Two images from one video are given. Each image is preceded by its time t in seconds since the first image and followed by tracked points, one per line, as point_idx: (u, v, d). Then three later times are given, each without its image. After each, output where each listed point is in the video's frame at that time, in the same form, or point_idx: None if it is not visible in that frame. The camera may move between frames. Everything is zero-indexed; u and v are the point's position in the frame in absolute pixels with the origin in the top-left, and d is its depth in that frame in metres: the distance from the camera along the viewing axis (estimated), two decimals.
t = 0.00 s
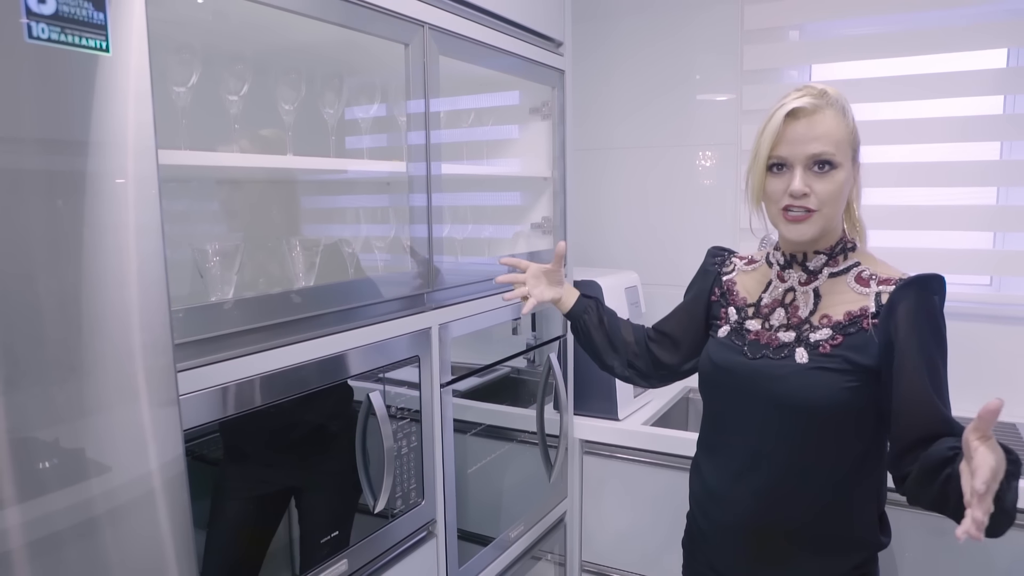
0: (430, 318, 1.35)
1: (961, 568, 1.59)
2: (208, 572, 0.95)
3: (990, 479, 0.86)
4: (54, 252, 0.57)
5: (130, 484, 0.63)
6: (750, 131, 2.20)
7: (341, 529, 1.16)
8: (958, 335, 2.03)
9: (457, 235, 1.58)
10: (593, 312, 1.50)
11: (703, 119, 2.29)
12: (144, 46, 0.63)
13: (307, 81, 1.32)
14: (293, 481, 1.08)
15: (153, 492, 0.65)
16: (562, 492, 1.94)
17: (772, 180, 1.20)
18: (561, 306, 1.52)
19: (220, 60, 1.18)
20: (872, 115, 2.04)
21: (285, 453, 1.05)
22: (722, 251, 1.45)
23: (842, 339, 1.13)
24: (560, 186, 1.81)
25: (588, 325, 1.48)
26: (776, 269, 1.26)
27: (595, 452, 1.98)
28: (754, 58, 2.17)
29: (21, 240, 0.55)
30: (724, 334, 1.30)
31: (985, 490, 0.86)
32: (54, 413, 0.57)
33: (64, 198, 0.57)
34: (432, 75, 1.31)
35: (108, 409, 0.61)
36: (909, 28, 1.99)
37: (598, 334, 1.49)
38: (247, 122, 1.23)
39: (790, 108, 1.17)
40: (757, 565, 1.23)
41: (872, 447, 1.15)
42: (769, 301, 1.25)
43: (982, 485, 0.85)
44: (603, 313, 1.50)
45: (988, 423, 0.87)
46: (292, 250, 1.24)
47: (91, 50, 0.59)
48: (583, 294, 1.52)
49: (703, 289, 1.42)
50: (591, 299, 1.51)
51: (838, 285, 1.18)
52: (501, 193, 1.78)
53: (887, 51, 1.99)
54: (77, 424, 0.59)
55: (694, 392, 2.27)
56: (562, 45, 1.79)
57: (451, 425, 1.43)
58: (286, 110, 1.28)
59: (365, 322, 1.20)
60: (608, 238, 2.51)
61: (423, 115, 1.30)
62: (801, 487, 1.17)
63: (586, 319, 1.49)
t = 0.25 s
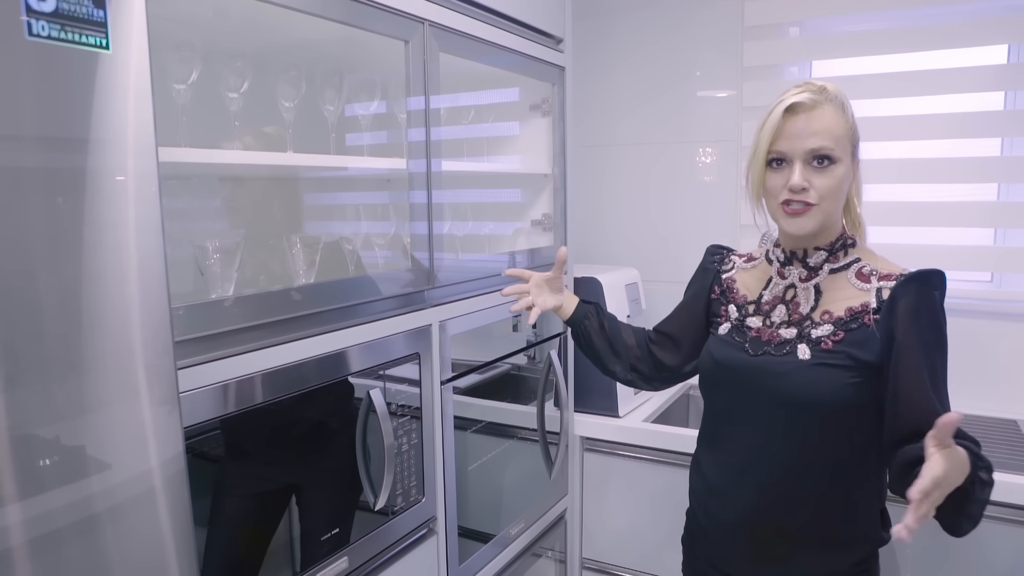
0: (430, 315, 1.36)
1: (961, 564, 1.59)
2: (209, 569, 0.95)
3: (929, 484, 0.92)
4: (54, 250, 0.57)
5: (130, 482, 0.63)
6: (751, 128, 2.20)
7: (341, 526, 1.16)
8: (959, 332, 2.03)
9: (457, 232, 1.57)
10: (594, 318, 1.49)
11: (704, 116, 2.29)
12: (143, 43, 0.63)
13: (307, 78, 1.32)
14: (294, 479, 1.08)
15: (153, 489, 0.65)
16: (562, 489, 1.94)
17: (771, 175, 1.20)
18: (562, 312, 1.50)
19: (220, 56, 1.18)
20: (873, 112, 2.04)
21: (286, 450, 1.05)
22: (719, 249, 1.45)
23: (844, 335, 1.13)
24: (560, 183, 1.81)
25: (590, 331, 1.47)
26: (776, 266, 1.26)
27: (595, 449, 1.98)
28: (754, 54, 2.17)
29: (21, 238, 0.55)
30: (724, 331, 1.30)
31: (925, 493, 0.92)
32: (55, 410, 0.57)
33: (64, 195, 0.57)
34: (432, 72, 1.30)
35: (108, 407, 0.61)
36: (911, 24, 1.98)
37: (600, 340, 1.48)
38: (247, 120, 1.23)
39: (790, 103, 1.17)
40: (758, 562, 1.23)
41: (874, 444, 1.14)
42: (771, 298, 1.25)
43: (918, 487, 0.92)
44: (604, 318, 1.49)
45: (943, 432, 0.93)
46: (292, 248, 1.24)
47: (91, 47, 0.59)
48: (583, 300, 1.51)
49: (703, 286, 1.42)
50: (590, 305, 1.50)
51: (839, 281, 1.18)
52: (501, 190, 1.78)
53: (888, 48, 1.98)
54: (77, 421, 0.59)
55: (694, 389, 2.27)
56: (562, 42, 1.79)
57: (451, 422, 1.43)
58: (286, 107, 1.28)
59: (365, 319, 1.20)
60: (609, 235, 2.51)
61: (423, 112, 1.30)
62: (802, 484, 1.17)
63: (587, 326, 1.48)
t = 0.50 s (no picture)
0: (431, 313, 1.36)
1: (962, 562, 1.59)
2: (210, 568, 0.95)
3: (928, 473, 0.92)
4: (54, 250, 0.57)
5: (130, 481, 0.63)
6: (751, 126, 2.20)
7: (342, 525, 1.16)
8: (960, 329, 2.03)
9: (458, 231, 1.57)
10: (601, 319, 1.49)
11: (704, 114, 2.28)
12: (142, 42, 0.63)
13: (307, 77, 1.32)
14: (295, 478, 1.08)
15: (152, 489, 0.65)
16: (563, 487, 1.94)
17: (768, 172, 1.20)
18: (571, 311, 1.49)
19: (220, 55, 1.18)
20: (873, 109, 2.04)
21: (286, 450, 1.05)
22: (719, 247, 1.45)
23: (840, 334, 1.13)
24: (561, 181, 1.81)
25: (595, 332, 1.48)
26: (774, 264, 1.26)
27: (596, 447, 1.98)
28: (755, 52, 2.16)
29: (21, 237, 0.55)
30: (723, 329, 1.29)
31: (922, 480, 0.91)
32: (54, 409, 0.57)
33: (63, 194, 0.57)
34: (432, 71, 1.30)
35: (107, 406, 0.61)
36: (911, 22, 1.98)
37: (605, 340, 1.48)
38: (247, 119, 1.23)
39: (788, 100, 1.17)
40: (758, 561, 1.23)
41: (873, 441, 1.15)
42: (769, 295, 1.25)
43: (915, 475, 0.91)
44: (610, 319, 1.49)
45: (943, 425, 0.93)
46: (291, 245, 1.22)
47: (89, 46, 0.59)
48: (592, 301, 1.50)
49: (702, 285, 1.41)
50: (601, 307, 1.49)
51: (836, 279, 1.18)
52: (502, 188, 1.78)
53: (888, 45, 1.98)
54: (77, 420, 0.59)
55: (695, 387, 2.27)
56: (562, 40, 1.79)
57: (452, 421, 1.43)
58: (286, 106, 1.28)
59: (365, 317, 1.20)
60: (609, 233, 2.51)
61: (423, 111, 1.30)
62: (801, 483, 1.17)
63: (592, 327, 1.48)
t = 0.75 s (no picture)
0: (431, 314, 1.36)
1: (961, 562, 1.59)
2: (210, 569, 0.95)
3: (949, 462, 0.92)
4: (53, 251, 0.57)
5: (129, 482, 0.63)
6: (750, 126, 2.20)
7: (341, 526, 1.16)
8: (959, 329, 2.03)
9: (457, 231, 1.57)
10: (613, 315, 1.52)
11: (704, 115, 2.29)
12: (140, 42, 0.63)
13: (305, 78, 1.32)
14: (294, 479, 1.08)
15: (152, 489, 0.65)
16: (563, 487, 1.94)
17: (765, 172, 1.20)
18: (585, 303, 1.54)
19: (219, 55, 1.17)
20: (872, 109, 2.04)
21: (285, 451, 1.05)
22: (721, 247, 1.46)
23: (835, 335, 1.13)
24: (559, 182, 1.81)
25: (606, 328, 1.51)
26: (773, 264, 1.27)
27: (595, 447, 1.98)
28: (754, 53, 2.17)
29: (20, 238, 0.55)
30: (721, 329, 1.30)
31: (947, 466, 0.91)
32: (54, 410, 0.57)
33: (62, 195, 0.57)
34: (431, 71, 1.30)
35: (107, 407, 0.61)
36: (909, 22, 1.98)
37: (615, 337, 1.51)
38: (246, 119, 1.23)
39: (783, 100, 1.18)
40: (757, 561, 1.22)
41: (870, 440, 1.15)
42: (766, 296, 1.25)
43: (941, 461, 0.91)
44: (622, 315, 1.52)
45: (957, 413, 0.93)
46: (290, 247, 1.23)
47: (87, 46, 0.58)
48: (606, 296, 1.54)
49: (703, 286, 1.41)
50: (613, 303, 1.53)
51: (832, 280, 1.18)
52: (500, 189, 1.78)
53: (887, 45, 1.98)
54: (76, 421, 0.59)
55: (694, 387, 2.27)
56: (561, 40, 1.79)
57: (451, 421, 1.43)
58: (285, 106, 1.28)
59: (364, 318, 1.20)
60: (608, 234, 2.51)
61: (422, 111, 1.30)
62: (800, 483, 1.17)
63: (603, 322, 1.51)
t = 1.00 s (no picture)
0: (431, 313, 1.36)
1: (960, 562, 1.59)
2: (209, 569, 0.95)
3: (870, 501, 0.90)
4: (53, 250, 0.57)
5: (129, 482, 0.63)
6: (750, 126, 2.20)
7: (341, 526, 1.16)
8: (958, 329, 2.03)
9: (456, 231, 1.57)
10: (624, 326, 1.52)
11: (703, 115, 2.29)
12: (141, 41, 0.63)
13: (305, 77, 1.32)
14: (295, 479, 1.07)
15: (152, 489, 0.65)
16: (563, 487, 1.94)
17: (755, 170, 1.21)
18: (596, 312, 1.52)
19: (219, 55, 1.17)
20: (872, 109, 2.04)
21: (285, 451, 1.05)
22: (726, 246, 1.46)
23: (833, 336, 1.13)
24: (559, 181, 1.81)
25: (618, 338, 1.51)
26: (775, 264, 1.27)
27: (595, 447, 1.98)
28: (754, 52, 2.17)
29: (20, 237, 0.54)
30: (723, 328, 1.30)
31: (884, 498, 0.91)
32: (53, 410, 0.57)
33: (61, 194, 0.57)
34: (431, 70, 1.30)
35: (108, 407, 0.61)
36: (908, 22, 1.98)
37: (628, 346, 1.51)
38: (246, 118, 1.23)
39: (774, 99, 1.19)
40: (756, 562, 1.22)
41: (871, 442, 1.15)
42: (767, 296, 1.25)
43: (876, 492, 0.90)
44: (633, 325, 1.52)
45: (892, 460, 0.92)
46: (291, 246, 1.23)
47: (87, 44, 0.58)
48: (615, 306, 1.54)
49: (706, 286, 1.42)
50: (623, 312, 1.53)
51: (832, 281, 1.17)
52: (500, 188, 1.78)
53: (887, 44, 1.98)
54: (76, 421, 0.59)
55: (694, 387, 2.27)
56: (561, 40, 1.79)
57: (451, 421, 1.43)
58: (286, 105, 1.27)
59: (364, 317, 1.20)
60: (608, 233, 2.51)
61: (422, 111, 1.30)
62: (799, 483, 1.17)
63: (615, 332, 1.51)
